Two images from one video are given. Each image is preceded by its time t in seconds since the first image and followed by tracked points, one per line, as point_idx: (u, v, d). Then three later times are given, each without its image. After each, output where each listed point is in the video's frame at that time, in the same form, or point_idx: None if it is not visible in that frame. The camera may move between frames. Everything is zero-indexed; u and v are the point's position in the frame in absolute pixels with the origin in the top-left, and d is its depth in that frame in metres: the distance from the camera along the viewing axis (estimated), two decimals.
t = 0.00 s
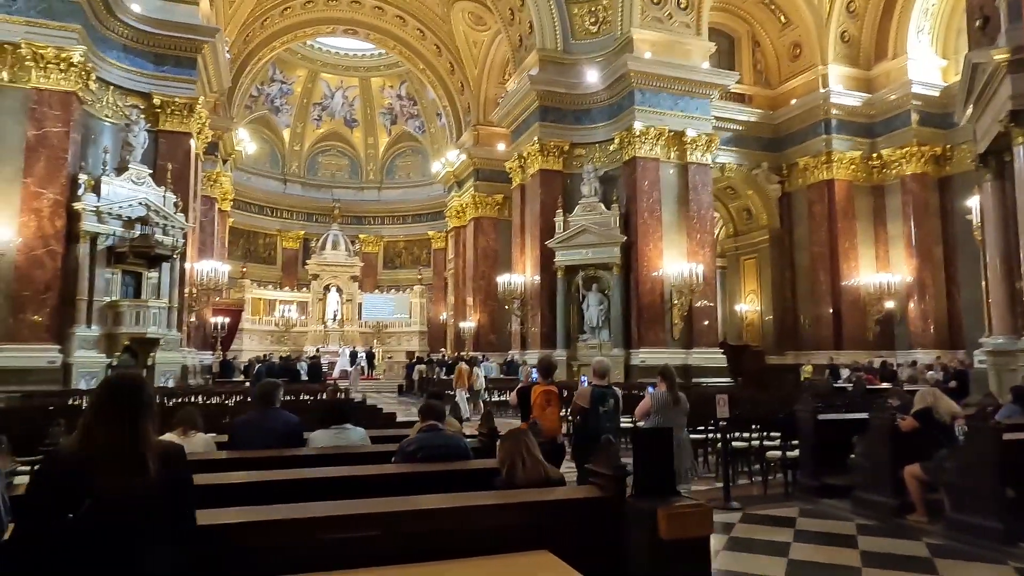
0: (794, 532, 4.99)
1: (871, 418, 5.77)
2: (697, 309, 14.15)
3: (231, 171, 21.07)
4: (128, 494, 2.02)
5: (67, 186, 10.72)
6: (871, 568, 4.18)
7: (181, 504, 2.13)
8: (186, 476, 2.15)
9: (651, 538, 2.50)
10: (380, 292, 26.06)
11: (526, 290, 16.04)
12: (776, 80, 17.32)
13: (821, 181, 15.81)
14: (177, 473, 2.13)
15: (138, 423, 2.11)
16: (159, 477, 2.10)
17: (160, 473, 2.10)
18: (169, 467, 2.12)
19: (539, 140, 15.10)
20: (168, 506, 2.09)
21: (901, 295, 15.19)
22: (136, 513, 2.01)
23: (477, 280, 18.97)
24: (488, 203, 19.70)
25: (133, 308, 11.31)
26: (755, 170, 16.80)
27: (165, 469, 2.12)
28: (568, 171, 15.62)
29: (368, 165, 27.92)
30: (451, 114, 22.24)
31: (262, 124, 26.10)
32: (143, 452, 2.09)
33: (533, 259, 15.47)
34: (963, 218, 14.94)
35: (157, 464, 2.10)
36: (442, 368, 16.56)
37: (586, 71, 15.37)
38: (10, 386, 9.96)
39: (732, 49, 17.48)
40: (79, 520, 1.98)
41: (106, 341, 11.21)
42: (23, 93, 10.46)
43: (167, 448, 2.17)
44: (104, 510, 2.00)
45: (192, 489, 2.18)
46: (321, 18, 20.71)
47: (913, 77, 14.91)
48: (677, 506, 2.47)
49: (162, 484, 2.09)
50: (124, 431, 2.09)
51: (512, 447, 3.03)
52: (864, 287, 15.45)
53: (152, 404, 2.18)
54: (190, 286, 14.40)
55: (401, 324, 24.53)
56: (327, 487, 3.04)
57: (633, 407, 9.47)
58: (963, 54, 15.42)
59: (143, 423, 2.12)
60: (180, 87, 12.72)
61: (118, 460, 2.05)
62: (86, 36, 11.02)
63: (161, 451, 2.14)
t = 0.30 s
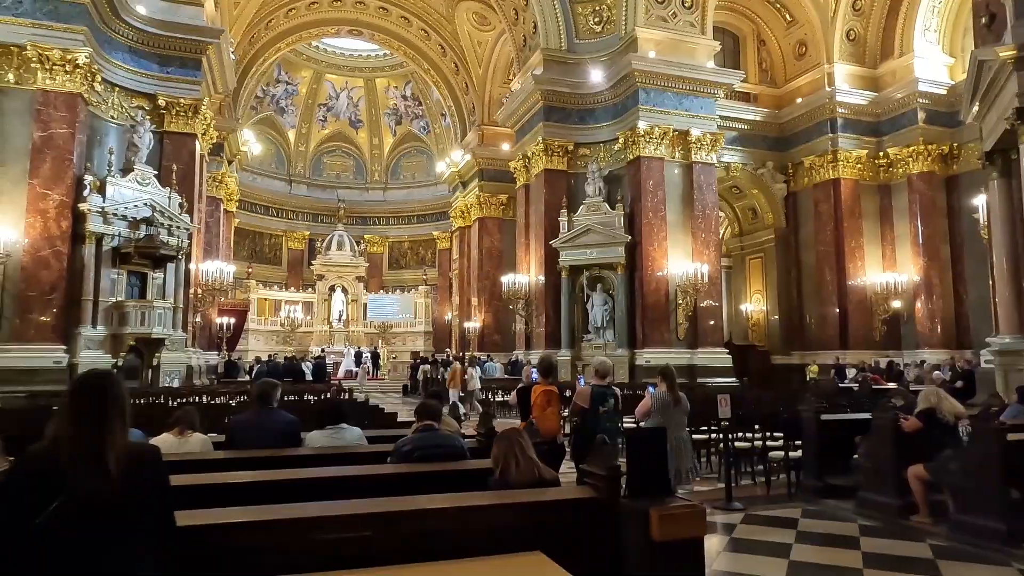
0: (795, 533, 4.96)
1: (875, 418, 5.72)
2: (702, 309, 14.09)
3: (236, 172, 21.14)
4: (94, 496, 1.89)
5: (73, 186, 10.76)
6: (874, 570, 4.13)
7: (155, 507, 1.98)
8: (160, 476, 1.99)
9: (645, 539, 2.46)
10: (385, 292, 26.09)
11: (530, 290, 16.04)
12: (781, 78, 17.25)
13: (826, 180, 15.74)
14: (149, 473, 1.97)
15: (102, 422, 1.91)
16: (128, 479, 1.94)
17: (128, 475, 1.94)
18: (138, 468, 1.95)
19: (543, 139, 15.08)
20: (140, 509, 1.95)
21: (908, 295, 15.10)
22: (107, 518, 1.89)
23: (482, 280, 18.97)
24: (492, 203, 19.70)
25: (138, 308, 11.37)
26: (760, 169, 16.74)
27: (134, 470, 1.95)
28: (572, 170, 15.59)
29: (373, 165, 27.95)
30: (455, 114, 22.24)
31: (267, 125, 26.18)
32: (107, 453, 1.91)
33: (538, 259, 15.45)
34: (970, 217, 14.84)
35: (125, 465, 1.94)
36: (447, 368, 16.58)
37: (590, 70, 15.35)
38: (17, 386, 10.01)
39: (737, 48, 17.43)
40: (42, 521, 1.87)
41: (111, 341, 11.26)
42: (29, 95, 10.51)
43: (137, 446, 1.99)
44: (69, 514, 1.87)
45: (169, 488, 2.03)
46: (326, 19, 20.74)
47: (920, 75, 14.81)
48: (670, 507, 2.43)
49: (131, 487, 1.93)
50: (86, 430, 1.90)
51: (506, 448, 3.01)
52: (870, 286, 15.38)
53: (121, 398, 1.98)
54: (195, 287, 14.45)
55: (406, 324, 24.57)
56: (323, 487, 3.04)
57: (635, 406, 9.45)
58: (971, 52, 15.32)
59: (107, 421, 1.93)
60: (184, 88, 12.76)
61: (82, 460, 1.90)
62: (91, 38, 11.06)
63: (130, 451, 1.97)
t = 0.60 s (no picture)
0: (797, 533, 4.91)
1: (878, 417, 5.67)
2: (704, 309, 14.03)
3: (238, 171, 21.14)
4: (66, 494, 1.82)
5: (74, 186, 10.75)
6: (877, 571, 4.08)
7: (134, 507, 1.89)
8: (137, 474, 1.91)
9: (641, 540, 2.43)
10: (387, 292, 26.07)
11: (532, 289, 16.00)
12: (783, 77, 17.19)
13: (829, 179, 15.68)
14: (125, 471, 1.89)
15: (73, 420, 1.87)
16: (102, 477, 1.86)
17: (103, 472, 1.86)
18: (113, 464, 1.87)
19: (544, 138, 15.05)
20: (116, 508, 1.86)
21: (911, 294, 15.04)
22: (84, 518, 1.82)
23: (483, 280, 18.94)
24: (494, 203, 19.66)
25: (139, 308, 11.33)
26: (763, 168, 16.68)
27: (109, 468, 1.87)
28: (574, 170, 15.54)
29: (375, 165, 27.94)
30: (457, 114, 22.21)
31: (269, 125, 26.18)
32: (78, 451, 1.85)
33: (539, 259, 15.42)
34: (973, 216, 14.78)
35: (99, 462, 1.87)
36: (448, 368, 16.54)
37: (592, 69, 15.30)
38: (18, 386, 10.00)
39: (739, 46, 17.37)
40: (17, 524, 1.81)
41: (112, 341, 11.27)
42: (30, 95, 10.50)
43: (114, 444, 1.92)
44: (43, 514, 1.81)
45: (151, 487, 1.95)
46: (328, 19, 20.73)
47: (923, 74, 14.74)
48: (667, 507, 2.40)
49: (106, 485, 1.86)
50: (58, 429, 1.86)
51: (501, 447, 2.98)
52: (872, 285, 15.33)
53: (93, 395, 1.94)
54: (196, 287, 14.44)
55: (407, 324, 24.54)
56: (315, 487, 3.01)
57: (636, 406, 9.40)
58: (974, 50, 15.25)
59: (79, 419, 1.88)
60: (184, 88, 12.74)
61: (53, 459, 1.84)
62: (92, 38, 11.04)
63: (105, 449, 1.90)
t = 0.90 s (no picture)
0: (805, 536, 4.84)
1: (888, 418, 5.59)
2: (711, 308, 13.94)
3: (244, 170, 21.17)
4: (53, 494, 1.77)
5: (80, 185, 10.75)
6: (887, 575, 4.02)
7: (121, 507, 1.87)
8: (124, 473, 1.89)
9: (644, 545, 2.37)
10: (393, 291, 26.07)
11: (538, 289, 15.95)
12: (791, 75, 17.06)
13: (837, 178, 15.55)
14: (113, 470, 1.87)
15: (57, 420, 1.81)
16: (89, 475, 1.83)
17: (89, 471, 1.83)
18: (100, 463, 1.85)
19: (550, 137, 14.99)
20: (103, 507, 1.84)
21: (921, 294, 14.89)
22: (73, 517, 1.79)
23: (489, 279, 18.90)
24: (500, 202, 19.62)
25: (146, 307, 11.38)
26: (770, 167, 16.59)
27: (96, 467, 1.85)
28: (580, 168, 15.46)
29: (381, 164, 27.94)
30: (463, 113, 22.16)
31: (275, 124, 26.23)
32: (64, 450, 1.80)
33: (545, 258, 15.36)
34: (984, 215, 14.64)
35: (86, 461, 1.84)
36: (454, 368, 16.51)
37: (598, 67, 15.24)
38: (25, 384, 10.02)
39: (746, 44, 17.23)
40: None
41: (118, 340, 11.29)
42: (37, 94, 10.54)
43: (97, 444, 1.89)
44: (27, 513, 1.76)
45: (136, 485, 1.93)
46: (334, 17, 20.70)
47: (933, 71, 14.59)
48: (671, 512, 2.34)
49: (92, 484, 1.83)
50: (39, 430, 1.79)
51: (502, 448, 2.93)
52: (881, 285, 15.21)
53: (78, 394, 1.88)
54: (202, 286, 14.45)
55: (413, 323, 24.54)
56: (312, 489, 2.96)
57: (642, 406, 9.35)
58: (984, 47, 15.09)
59: (61, 419, 1.82)
60: (190, 87, 12.73)
61: (33, 460, 1.77)
62: (99, 37, 11.04)
63: (89, 449, 1.87)
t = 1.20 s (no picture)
0: (820, 539, 4.77)
1: (905, 419, 5.49)
2: (726, 307, 13.82)
3: (258, 172, 21.30)
4: (48, 493, 1.76)
5: (96, 186, 10.84)
6: None
7: (117, 505, 1.86)
8: (118, 471, 1.88)
9: (653, 550, 2.33)
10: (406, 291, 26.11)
11: (550, 288, 15.90)
12: (806, 72, 16.89)
13: (854, 175, 15.36)
14: (108, 466, 1.86)
15: (46, 420, 1.81)
16: (84, 473, 1.83)
17: (83, 470, 1.83)
18: (93, 461, 1.85)
19: (562, 136, 14.93)
20: (99, 504, 1.83)
21: (939, 292, 14.67)
22: (69, 517, 1.77)
23: (502, 279, 18.87)
24: (512, 201, 19.58)
25: (161, 307, 11.50)
26: (786, 165, 16.44)
27: (88, 466, 1.84)
28: (592, 167, 15.39)
29: (394, 165, 27.99)
30: (475, 113, 22.14)
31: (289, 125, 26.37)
32: (55, 449, 1.79)
33: (558, 258, 15.29)
34: (1004, 212, 14.39)
35: (79, 460, 1.84)
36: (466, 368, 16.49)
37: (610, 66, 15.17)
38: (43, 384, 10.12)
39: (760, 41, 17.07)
40: None
41: (134, 340, 11.38)
42: (54, 97, 10.65)
43: (88, 444, 1.89)
44: (22, 514, 1.76)
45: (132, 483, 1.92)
46: (347, 19, 20.76)
47: (951, 67, 14.35)
48: (681, 517, 2.29)
49: (87, 482, 1.82)
50: (28, 430, 1.79)
51: (509, 449, 2.89)
52: (899, 284, 15.00)
53: (68, 393, 1.88)
54: (217, 286, 14.53)
55: (426, 323, 24.57)
56: (318, 490, 2.94)
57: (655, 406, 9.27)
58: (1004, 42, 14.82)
59: (50, 419, 1.82)
60: (204, 89, 12.80)
61: (25, 461, 1.77)
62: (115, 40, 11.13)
63: (79, 450, 1.86)
